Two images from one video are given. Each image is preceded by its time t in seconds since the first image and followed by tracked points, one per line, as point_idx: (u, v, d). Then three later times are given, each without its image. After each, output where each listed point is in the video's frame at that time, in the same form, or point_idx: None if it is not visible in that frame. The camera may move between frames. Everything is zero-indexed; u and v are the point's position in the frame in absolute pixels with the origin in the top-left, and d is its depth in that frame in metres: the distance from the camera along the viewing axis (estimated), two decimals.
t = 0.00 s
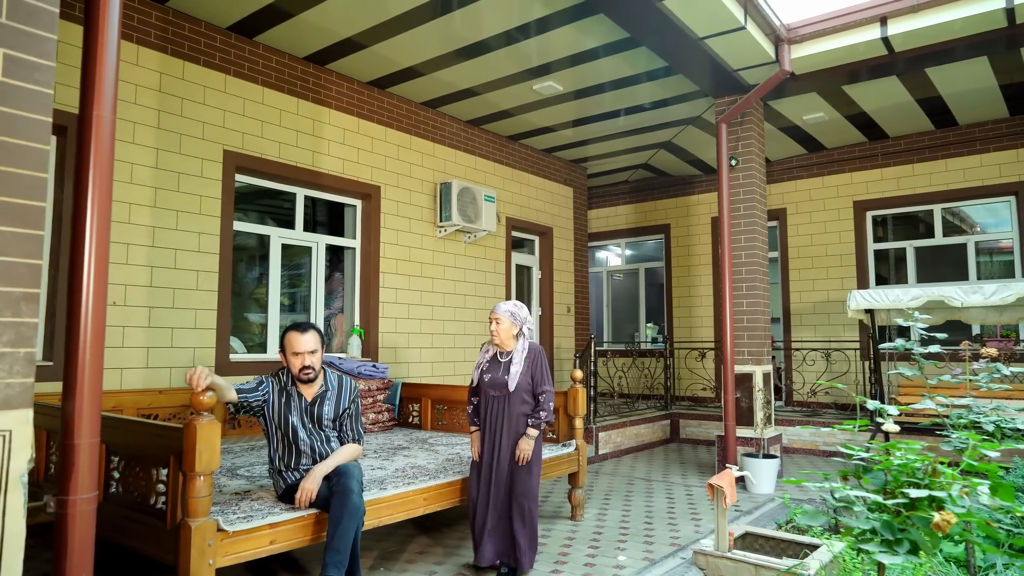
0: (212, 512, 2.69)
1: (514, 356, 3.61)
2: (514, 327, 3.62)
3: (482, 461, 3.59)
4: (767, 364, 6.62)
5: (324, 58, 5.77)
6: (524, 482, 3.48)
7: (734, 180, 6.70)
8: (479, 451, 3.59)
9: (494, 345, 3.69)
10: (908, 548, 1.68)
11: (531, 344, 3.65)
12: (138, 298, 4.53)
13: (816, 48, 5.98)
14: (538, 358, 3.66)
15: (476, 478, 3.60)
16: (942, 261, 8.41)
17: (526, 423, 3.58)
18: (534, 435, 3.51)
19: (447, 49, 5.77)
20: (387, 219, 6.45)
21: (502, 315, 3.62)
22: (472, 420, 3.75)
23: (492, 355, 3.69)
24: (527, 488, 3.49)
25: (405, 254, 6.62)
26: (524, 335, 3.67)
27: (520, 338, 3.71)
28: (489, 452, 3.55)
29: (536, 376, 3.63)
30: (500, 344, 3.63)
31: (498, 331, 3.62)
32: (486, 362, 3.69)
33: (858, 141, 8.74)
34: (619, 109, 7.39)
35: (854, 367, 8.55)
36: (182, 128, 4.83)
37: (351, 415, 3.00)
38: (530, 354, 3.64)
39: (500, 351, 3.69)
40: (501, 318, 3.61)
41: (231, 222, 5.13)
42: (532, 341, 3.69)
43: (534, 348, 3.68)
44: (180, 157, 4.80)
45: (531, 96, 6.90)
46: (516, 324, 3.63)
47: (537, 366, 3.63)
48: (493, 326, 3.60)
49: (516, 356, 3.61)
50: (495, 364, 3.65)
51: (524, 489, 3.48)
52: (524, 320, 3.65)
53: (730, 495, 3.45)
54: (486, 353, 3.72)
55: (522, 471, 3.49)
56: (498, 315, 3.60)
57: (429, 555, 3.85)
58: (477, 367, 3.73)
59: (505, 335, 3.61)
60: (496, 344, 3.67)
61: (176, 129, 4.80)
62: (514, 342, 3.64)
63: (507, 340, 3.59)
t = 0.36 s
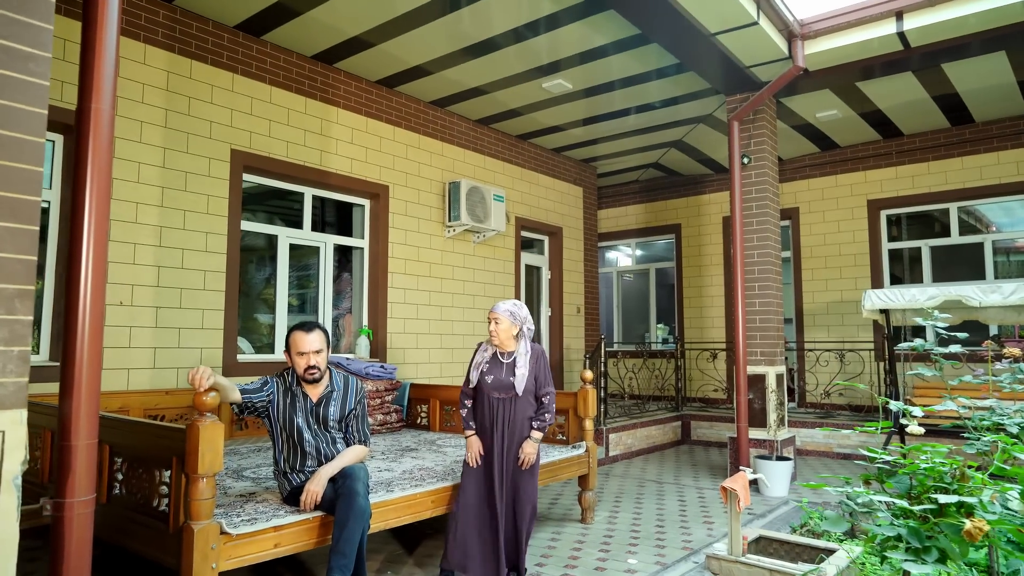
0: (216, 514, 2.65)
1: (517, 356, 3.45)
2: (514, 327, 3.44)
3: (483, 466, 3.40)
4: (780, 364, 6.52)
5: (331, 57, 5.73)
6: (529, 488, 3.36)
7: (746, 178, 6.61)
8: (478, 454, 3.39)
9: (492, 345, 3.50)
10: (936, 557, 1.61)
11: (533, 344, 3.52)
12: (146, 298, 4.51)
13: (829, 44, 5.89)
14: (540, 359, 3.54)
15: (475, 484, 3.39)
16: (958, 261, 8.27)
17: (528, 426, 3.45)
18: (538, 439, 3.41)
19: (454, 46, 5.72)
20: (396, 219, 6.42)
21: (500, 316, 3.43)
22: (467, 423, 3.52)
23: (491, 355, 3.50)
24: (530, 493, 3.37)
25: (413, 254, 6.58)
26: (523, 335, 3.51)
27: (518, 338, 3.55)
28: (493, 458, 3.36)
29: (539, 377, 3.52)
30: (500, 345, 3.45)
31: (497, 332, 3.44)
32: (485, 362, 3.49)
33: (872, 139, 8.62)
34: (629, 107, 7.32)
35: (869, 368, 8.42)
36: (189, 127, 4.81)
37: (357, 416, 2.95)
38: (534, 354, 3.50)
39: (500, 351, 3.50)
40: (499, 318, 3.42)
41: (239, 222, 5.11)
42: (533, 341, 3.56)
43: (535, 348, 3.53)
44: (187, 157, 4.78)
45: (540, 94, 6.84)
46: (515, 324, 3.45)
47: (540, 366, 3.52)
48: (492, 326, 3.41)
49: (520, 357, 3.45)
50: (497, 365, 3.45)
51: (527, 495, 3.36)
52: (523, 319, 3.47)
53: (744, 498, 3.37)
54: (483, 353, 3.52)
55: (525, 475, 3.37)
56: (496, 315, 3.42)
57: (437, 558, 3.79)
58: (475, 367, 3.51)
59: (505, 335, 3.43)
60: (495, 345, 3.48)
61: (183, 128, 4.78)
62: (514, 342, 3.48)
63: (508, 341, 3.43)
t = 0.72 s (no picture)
0: (216, 516, 2.60)
1: (500, 356, 3.33)
2: (495, 325, 3.34)
3: (470, 472, 3.25)
4: (791, 364, 6.43)
5: (336, 54, 5.69)
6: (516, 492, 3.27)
7: (755, 176, 6.53)
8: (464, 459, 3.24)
9: (473, 344, 3.39)
10: (964, 563, 1.54)
11: (515, 344, 3.41)
12: (149, 297, 4.48)
13: (840, 39, 5.80)
14: (522, 358, 3.43)
15: (462, 491, 3.24)
16: (972, 259, 8.15)
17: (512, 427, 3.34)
18: (522, 439, 3.32)
19: (459, 43, 5.67)
20: (401, 218, 6.37)
21: (482, 314, 3.33)
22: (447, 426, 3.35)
23: (472, 355, 3.37)
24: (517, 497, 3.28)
25: (419, 253, 6.53)
26: (506, 334, 3.40)
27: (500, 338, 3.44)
28: (482, 464, 3.22)
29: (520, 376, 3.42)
30: (482, 345, 3.33)
31: (478, 331, 3.33)
32: (466, 363, 3.34)
33: (883, 136, 8.51)
34: (636, 105, 7.25)
35: (880, 368, 8.31)
36: (193, 125, 4.78)
37: (359, 416, 2.90)
38: (516, 354, 3.39)
39: (481, 350, 3.38)
40: (481, 316, 3.33)
41: (243, 220, 5.07)
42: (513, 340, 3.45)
43: (516, 347, 3.43)
44: (190, 155, 4.75)
45: (546, 92, 6.78)
46: (498, 322, 3.35)
47: (523, 365, 3.41)
48: (472, 324, 3.31)
49: (503, 357, 3.33)
50: (480, 366, 3.32)
51: (515, 499, 3.27)
52: (505, 318, 3.37)
53: (755, 500, 3.29)
54: (463, 353, 3.38)
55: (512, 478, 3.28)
56: (477, 313, 3.32)
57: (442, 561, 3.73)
58: (456, 368, 3.35)
59: (486, 335, 3.32)
60: (476, 344, 3.36)
61: (187, 126, 4.75)
62: (496, 342, 3.37)
63: (489, 340, 3.32)
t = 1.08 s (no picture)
0: (217, 515, 2.55)
1: (488, 354, 3.18)
2: (482, 323, 3.17)
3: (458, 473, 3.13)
4: (801, 363, 6.35)
5: (341, 51, 5.65)
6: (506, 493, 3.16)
7: (765, 172, 6.45)
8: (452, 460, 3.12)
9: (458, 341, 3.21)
10: (994, 567, 1.47)
11: (501, 341, 3.26)
12: (153, 295, 4.45)
13: (851, 33, 5.72)
14: (508, 355, 3.28)
15: (452, 493, 3.15)
16: (985, 257, 8.03)
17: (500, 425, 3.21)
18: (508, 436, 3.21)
19: (465, 39, 5.61)
20: (407, 216, 6.33)
21: (468, 311, 3.15)
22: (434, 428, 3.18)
23: (459, 354, 3.19)
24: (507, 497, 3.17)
25: (425, 251, 6.49)
26: (493, 332, 3.24)
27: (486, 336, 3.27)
28: (472, 466, 3.09)
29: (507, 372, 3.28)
30: (468, 343, 3.16)
31: (463, 329, 3.15)
32: (454, 362, 3.17)
33: (894, 133, 8.41)
34: (643, 101, 7.18)
35: (891, 367, 8.21)
36: (197, 121, 4.75)
37: (363, 414, 2.86)
38: (503, 351, 3.25)
39: (467, 348, 3.20)
40: (467, 314, 3.16)
41: (248, 218, 5.04)
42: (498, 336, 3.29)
43: (503, 345, 3.28)
44: (195, 152, 4.72)
45: (552, 88, 6.72)
46: (484, 320, 3.18)
47: (509, 362, 3.27)
48: (458, 322, 3.14)
49: (491, 356, 3.18)
50: (468, 366, 3.16)
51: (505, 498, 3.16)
52: (491, 315, 3.21)
53: (767, 500, 3.23)
54: (449, 351, 3.19)
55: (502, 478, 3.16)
56: (461, 311, 3.14)
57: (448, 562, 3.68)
58: (443, 367, 3.16)
59: (472, 332, 3.15)
60: (462, 343, 3.18)
61: (191, 122, 4.72)
62: (483, 340, 3.20)
63: (475, 337, 3.15)
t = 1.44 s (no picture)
0: (218, 513, 2.51)
1: (495, 362, 3.07)
2: (490, 329, 3.04)
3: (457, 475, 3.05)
4: (811, 361, 6.27)
5: (346, 47, 5.61)
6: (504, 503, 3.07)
7: (774, 168, 6.37)
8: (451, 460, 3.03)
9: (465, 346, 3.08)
10: None
11: (508, 348, 3.15)
12: (156, 292, 4.42)
13: (861, 26, 5.64)
14: (513, 361, 3.18)
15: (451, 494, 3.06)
16: (997, 254, 7.92)
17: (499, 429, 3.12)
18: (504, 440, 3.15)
19: (470, 35, 5.56)
20: (412, 213, 6.28)
21: (477, 317, 3.01)
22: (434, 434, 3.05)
23: (465, 360, 3.05)
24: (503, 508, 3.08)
25: (430, 248, 6.44)
26: (499, 338, 3.13)
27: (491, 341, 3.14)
28: (473, 475, 2.98)
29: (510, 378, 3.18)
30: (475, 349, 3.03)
31: (471, 335, 3.01)
32: (461, 368, 3.04)
33: (905, 128, 8.30)
34: (651, 97, 7.11)
35: (902, 366, 8.11)
36: (201, 118, 4.72)
37: (366, 411, 2.81)
38: (509, 359, 3.14)
39: (474, 354, 3.08)
40: (476, 320, 3.02)
41: (252, 215, 5.01)
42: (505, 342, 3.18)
43: (508, 350, 3.18)
44: (199, 148, 4.69)
45: (558, 84, 6.66)
46: (492, 326, 3.05)
47: (513, 368, 3.17)
48: (466, 327, 3.00)
49: (498, 363, 3.08)
50: (475, 373, 3.03)
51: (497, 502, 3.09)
52: (501, 321, 3.08)
53: (777, 500, 3.16)
54: (456, 356, 3.05)
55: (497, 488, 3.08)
56: (471, 316, 3.01)
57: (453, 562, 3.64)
58: (450, 373, 3.02)
59: (481, 339, 3.01)
60: (469, 349, 3.05)
61: (195, 119, 4.69)
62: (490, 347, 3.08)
63: (484, 345, 3.01)
